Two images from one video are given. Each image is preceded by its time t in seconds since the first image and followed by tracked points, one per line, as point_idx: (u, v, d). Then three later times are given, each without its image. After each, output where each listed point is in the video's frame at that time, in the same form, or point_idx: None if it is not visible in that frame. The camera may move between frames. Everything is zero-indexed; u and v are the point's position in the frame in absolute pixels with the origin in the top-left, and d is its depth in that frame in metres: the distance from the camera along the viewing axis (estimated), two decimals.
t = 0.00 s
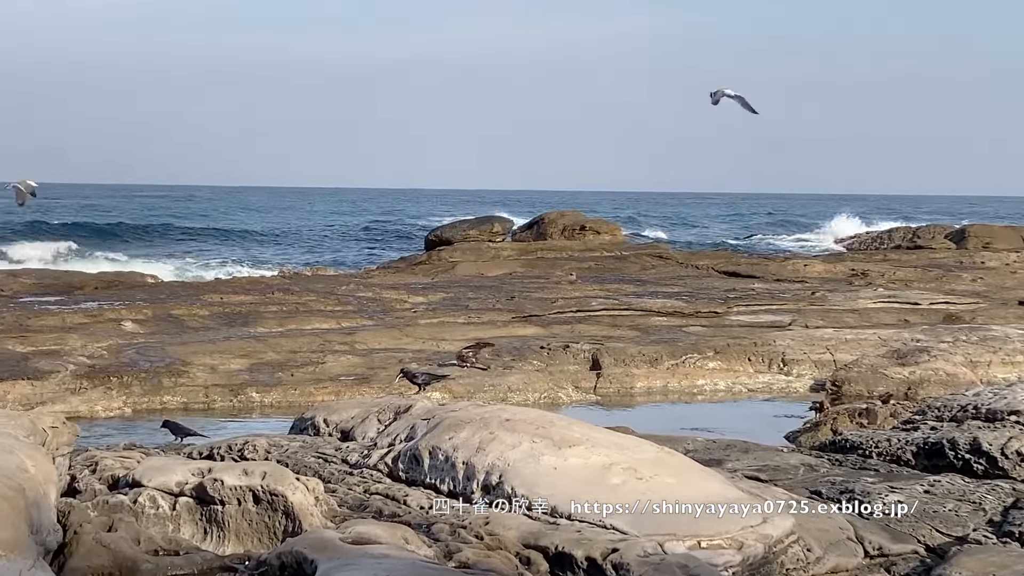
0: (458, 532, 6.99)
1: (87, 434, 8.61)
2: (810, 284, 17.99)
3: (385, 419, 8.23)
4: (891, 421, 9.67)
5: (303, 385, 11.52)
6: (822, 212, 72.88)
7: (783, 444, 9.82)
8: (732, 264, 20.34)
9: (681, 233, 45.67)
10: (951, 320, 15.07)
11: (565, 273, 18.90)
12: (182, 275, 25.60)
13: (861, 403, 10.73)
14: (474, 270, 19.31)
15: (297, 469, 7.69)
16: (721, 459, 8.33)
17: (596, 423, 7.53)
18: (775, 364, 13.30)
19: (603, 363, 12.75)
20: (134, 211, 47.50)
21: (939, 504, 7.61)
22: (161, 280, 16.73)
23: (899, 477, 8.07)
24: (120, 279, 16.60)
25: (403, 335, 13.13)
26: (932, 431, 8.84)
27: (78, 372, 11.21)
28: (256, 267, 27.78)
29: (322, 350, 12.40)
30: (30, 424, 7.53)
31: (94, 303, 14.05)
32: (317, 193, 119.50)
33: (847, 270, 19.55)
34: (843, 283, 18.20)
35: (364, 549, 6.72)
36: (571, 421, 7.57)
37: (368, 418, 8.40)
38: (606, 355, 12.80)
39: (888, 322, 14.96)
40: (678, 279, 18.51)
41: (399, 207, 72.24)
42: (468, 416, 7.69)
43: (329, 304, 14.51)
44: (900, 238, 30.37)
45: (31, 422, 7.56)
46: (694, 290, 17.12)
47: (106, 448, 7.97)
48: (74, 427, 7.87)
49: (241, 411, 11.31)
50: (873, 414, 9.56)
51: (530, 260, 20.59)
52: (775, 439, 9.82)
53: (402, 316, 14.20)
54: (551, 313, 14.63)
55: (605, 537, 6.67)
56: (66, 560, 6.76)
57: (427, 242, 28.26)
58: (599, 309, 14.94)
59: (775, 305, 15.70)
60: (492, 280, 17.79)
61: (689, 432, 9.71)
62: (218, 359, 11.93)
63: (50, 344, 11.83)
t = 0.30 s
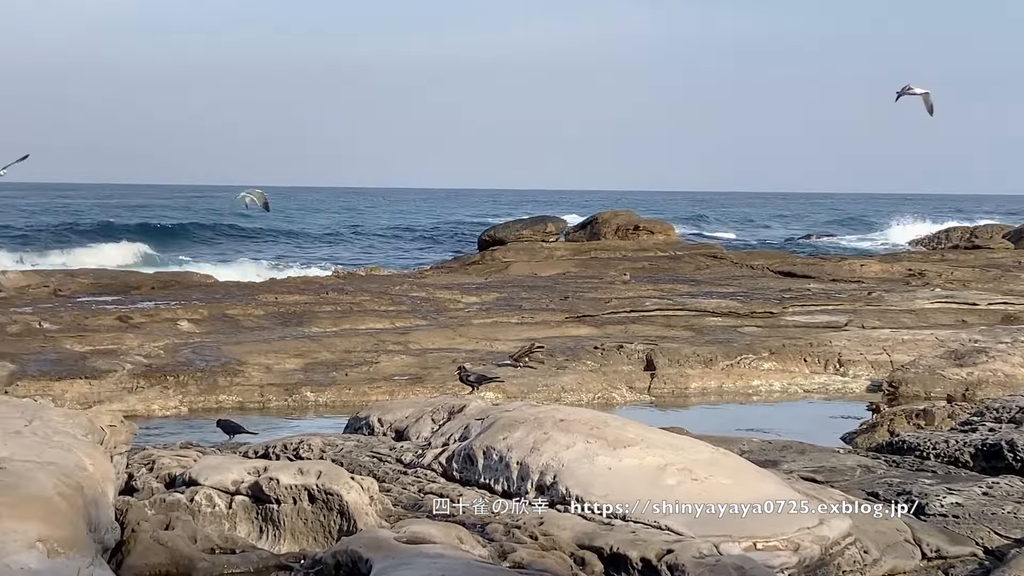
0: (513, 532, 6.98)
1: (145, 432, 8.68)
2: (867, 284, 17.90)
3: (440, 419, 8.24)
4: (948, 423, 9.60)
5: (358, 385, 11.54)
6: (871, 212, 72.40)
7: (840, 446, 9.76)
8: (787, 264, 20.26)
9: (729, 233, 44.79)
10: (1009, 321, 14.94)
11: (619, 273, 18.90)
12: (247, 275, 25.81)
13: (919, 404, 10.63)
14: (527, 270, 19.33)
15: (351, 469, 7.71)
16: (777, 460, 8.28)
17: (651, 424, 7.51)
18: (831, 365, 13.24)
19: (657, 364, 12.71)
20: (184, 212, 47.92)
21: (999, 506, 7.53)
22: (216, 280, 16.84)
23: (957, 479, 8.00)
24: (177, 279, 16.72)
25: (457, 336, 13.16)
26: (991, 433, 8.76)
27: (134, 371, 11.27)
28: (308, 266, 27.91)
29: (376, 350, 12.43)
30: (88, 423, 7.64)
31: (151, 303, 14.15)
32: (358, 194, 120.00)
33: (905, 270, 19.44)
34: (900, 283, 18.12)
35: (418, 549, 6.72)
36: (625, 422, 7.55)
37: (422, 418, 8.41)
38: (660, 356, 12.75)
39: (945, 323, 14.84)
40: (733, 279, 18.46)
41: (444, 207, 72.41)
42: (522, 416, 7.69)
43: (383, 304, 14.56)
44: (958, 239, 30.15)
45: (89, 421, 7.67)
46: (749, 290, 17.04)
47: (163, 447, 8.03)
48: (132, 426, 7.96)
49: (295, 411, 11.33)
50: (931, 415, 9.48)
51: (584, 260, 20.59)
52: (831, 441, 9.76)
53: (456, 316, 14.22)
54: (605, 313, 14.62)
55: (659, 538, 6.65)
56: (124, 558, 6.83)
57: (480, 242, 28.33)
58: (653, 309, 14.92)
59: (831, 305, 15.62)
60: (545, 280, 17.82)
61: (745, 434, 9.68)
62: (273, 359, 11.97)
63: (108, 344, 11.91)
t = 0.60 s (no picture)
0: (573, 532, 6.99)
1: (206, 430, 8.74)
2: (930, 285, 17.77)
3: (499, 419, 8.25)
4: (1013, 424, 9.50)
5: (417, 385, 11.55)
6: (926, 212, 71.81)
7: (902, 447, 9.69)
8: (848, 264, 20.15)
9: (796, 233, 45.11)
10: None
11: (678, 273, 18.86)
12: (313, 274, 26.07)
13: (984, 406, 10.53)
14: (586, 270, 19.34)
15: (411, 468, 7.73)
16: (838, 462, 8.23)
17: (711, 425, 7.48)
18: (893, 365, 13.15)
19: (717, 365, 12.67)
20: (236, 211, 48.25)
21: None
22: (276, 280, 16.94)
23: (1021, 481, 7.92)
24: (238, 278, 16.84)
25: (516, 336, 13.18)
26: None
27: (196, 370, 11.34)
28: (365, 266, 28.03)
29: (435, 350, 12.46)
30: (152, 422, 7.76)
31: (212, 303, 14.26)
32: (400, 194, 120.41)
33: (968, 271, 19.30)
34: (964, 284, 17.98)
35: (478, 548, 6.73)
36: (686, 423, 7.52)
37: (481, 417, 8.42)
38: (720, 357, 12.72)
39: (1008, 324, 14.70)
40: (793, 279, 18.37)
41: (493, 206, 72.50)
42: (582, 417, 7.68)
43: (442, 304, 14.60)
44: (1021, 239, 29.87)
45: (152, 420, 7.78)
46: (809, 291, 16.93)
47: (225, 445, 8.07)
48: (195, 424, 8.04)
49: (355, 410, 11.34)
50: (995, 416, 9.36)
51: (644, 260, 20.54)
52: (894, 442, 9.69)
53: (515, 316, 14.24)
54: (664, 313, 14.60)
55: (720, 539, 6.63)
56: (187, 556, 6.91)
57: (539, 243, 28.31)
58: (712, 310, 14.88)
59: (893, 306, 15.51)
60: (604, 280, 17.81)
61: (807, 435, 9.64)
62: (333, 358, 12.02)
63: (170, 344, 12.01)
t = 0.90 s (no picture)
0: (637, 533, 6.96)
1: (271, 429, 8.81)
2: (999, 286, 17.58)
3: (562, 420, 8.26)
4: None
5: (480, 385, 11.55)
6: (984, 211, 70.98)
7: (970, 448, 9.60)
8: (915, 265, 19.97)
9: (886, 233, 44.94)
10: None
11: (743, 274, 18.79)
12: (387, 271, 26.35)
13: None
14: (649, 270, 19.32)
15: (475, 468, 7.74)
16: (904, 464, 8.16)
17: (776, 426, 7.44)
18: (960, 367, 13.04)
19: (782, 366, 12.60)
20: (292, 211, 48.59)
21: None
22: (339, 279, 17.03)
23: None
24: (303, 279, 16.96)
25: (579, 336, 13.18)
26: None
27: (262, 369, 11.41)
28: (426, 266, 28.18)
29: (498, 351, 12.47)
30: (218, 421, 7.83)
31: (278, 303, 14.37)
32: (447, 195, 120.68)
33: None
34: None
35: (542, 549, 6.73)
36: (751, 424, 7.49)
37: (544, 418, 8.43)
38: (785, 358, 12.64)
39: None
40: (859, 279, 18.24)
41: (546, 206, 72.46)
42: (646, 418, 7.66)
43: (506, 305, 14.62)
44: None
45: (219, 419, 7.85)
46: (875, 292, 16.79)
47: (290, 443, 8.12)
48: (261, 423, 8.11)
49: (418, 409, 11.33)
50: None
51: (707, 260, 20.47)
52: (962, 444, 9.61)
53: (579, 317, 14.23)
54: (728, 315, 14.55)
55: (786, 541, 6.58)
56: (252, 554, 6.99)
57: (603, 243, 28.19)
58: (776, 311, 14.81)
59: (962, 307, 15.36)
60: (667, 280, 17.78)
61: (871, 437, 9.59)
62: (397, 358, 12.06)
63: (235, 343, 12.09)
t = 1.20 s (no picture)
0: (706, 535, 6.91)
1: (339, 429, 8.88)
2: None
3: (629, 421, 8.28)
4: None
5: (547, 386, 11.55)
6: None
7: None
8: (987, 265, 19.75)
9: (970, 234, 44.24)
10: None
11: (811, 274, 18.69)
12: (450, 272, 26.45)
13: None
14: (717, 271, 19.29)
15: (543, 468, 7.75)
16: (977, 467, 8.08)
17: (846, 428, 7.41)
18: None
19: (852, 367, 12.49)
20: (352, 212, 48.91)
21: None
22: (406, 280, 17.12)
23: None
24: (370, 279, 17.06)
25: (646, 337, 13.15)
26: None
27: (330, 369, 11.46)
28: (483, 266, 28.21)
29: (565, 351, 12.47)
30: (288, 420, 7.88)
31: (346, 303, 14.47)
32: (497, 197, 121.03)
33: None
34: None
35: (610, 549, 6.71)
36: (821, 426, 7.45)
37: (612, 418, 8.45)
38: (855, 359, 12.54)
39: None
40: (930, 280, 18.08)
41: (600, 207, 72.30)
42: (715, 419, 7.64)
43: (573, 306, 14.63)
44: None
45: (288, 418, 7.91)
46: (946, 293, 16.62)
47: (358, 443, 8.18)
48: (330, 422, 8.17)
49: (485, 409, 11.33)
50: None
51: (774, 261, 20.35)
52: None
53: (646, 317, 14.21)
54: (797, 316, 14.48)
55: (856, 544, 6.50)
56: (321, 553, 7.02)
57: (670, 245, 28.17)
58: (846, 312, 14.72)
59: None
60: (734, 281, 17.70)
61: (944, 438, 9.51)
62: (464, 358, 12.08)
63: (304, 342, 12.17)
